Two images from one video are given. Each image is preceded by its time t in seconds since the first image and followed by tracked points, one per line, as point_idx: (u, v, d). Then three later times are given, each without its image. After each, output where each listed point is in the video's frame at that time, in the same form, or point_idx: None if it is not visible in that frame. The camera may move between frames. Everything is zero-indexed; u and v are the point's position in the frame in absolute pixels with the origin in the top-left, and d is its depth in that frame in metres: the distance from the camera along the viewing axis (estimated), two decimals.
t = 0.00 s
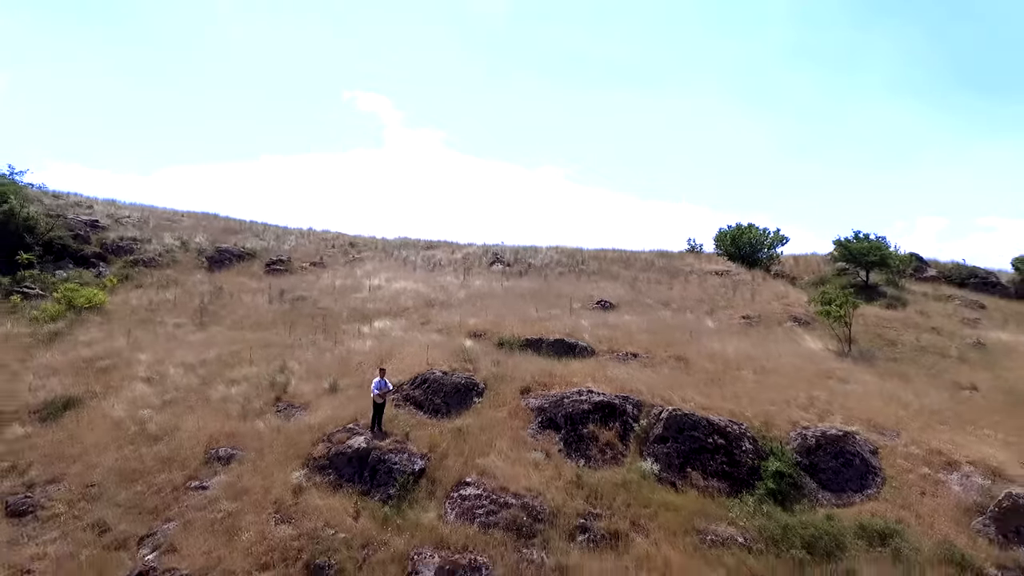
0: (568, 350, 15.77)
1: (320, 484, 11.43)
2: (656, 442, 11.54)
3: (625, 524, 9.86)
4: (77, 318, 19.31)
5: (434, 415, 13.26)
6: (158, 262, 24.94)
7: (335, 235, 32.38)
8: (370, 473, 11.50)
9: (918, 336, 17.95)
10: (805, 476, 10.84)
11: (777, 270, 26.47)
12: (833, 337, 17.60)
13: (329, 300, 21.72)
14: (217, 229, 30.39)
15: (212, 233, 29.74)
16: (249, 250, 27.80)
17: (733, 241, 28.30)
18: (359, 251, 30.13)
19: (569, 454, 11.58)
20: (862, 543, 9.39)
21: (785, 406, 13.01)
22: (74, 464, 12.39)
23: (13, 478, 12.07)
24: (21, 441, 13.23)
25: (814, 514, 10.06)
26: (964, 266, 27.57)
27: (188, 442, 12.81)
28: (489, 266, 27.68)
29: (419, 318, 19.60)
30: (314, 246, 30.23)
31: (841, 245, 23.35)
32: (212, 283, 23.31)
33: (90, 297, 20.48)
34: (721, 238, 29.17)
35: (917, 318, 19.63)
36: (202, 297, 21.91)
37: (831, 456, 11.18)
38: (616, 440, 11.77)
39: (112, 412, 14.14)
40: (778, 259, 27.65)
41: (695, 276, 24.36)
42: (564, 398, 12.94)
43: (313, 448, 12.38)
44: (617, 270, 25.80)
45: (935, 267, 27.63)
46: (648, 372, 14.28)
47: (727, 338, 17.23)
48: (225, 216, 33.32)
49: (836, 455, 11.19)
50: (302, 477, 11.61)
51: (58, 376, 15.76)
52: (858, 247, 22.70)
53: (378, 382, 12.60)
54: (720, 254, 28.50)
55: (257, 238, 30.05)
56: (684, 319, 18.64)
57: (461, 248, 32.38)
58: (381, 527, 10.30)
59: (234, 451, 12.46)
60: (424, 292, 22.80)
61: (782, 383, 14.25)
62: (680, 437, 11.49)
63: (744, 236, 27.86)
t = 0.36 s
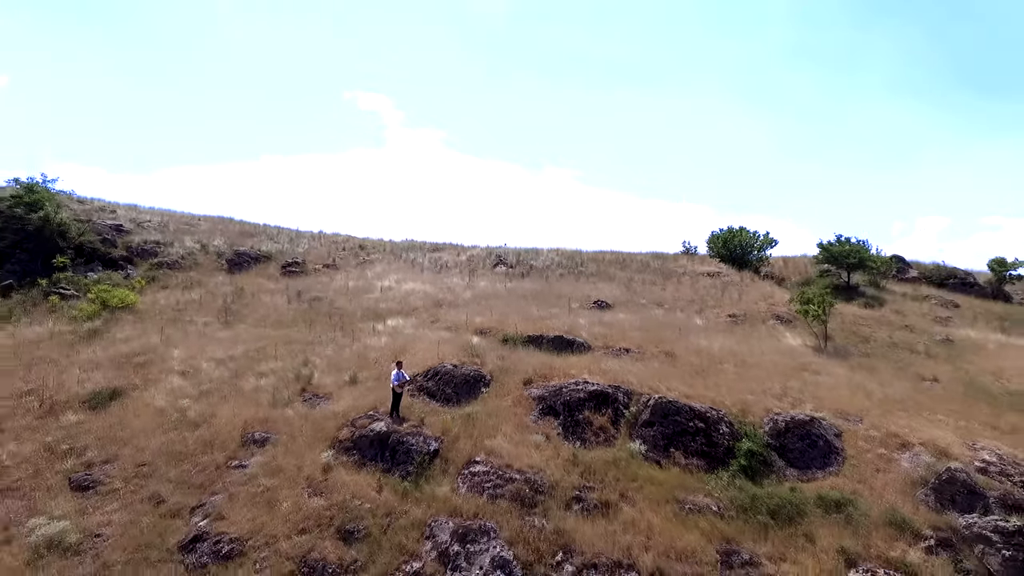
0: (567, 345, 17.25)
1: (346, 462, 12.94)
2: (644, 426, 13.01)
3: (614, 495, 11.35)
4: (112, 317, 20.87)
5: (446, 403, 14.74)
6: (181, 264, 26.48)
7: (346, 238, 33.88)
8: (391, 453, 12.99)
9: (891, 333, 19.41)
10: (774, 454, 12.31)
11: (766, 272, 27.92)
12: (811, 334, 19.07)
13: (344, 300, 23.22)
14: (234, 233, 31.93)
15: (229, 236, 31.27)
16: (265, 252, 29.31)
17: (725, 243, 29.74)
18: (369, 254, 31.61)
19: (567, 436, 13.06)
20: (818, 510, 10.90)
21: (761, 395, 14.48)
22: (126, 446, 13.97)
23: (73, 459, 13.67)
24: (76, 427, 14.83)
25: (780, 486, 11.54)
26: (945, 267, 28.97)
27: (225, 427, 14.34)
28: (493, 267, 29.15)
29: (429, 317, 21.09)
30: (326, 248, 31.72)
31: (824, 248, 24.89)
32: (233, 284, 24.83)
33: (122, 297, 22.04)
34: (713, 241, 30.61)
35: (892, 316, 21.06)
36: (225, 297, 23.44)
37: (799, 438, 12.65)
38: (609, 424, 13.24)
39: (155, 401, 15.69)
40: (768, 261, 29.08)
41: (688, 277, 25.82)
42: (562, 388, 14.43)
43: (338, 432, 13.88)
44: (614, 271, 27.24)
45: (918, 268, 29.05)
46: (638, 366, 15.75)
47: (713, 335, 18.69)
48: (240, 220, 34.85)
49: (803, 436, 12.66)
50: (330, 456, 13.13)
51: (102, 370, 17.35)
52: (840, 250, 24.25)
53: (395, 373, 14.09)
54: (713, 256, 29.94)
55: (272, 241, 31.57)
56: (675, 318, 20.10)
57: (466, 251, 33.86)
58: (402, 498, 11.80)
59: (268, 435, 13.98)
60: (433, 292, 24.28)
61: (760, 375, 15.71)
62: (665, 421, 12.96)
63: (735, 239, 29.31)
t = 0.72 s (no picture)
0: (564, 341, 18.80)
1: (366, 445, 14.52)
2: (632, 413, 14.57)
3: (604, 472, 12.91)
4: (141, 316, 22.47)
5: (454, 393, 16.30)
6: (201, 266, 28.08)
7: (354, 241, 35.44)
8: (406, 437, 14.54)
9: (864, 330, 20.97)
10: (746, 437, 13.88)
11: (754, 273, 29.46)
12: (790, 331, 20.65)
13: (356, 300, 24.79)
14: (248, 236, 33.52)
15: (244, 239, 32.87)
16: (279, 255, 30.89)
17: (715, 247, 31.20)
18: (377, 256, 33.17)
19: (563, 422, 14.61)
20: (782, 484, 12.45)
21: (739, 386, 16.03)
22: (166, 432, 15.57)
23: (121, 443, 15.29)
24: (120, 415, 16.44)
25: (750, 464, 13.10)
26: (925, 269, 30.51)
27: (255, 414, 15.93)
28: (495, 269, 30.71)
29: (436, 316, 22.66)
30: (336, 251, 33.28)
31: (807, 252, 26.64)
32: (251, 285, 26.41)
33: (149, 298, 23.60)
34: (704, 244, 32.09)
35: (868, 315, 22.59)
36: (244, 297, 25.03)
37: (769, 423, 14.21)
38: (600, 412, 14.80)
39: (189, 392, 17.29)
40: (756, 263, 30.58)
41: (679, 278, 27.36)
42: (559, 380, 15.99)
43: (357, 419, 15.45)
44: (610, 273, 28.79)
45: (899, 269, 30.59)
46: (628, 360, 17.31)
47: (700, 332, 20.24)
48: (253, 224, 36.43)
49: (773, 422, 14.23)
50: (351, 440, 14.71)
51: (138, 365, 18.97)
52: (821, 253, 26.02)
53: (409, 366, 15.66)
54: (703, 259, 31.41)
55: (285, 244, 33.14)
56: (665, 316, 21.64)
57: (469, 253, 35.41)
58: (417, 476, 13.37)
59: (294, 422, 15.56)
60: (439, 293, 25.83)
61: (740, 369, 17.26)
62: (650, 409, 14.52)
63: (725, 243, 30.76)
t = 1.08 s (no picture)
0: (560, 338, 20.44)
1: (381, 430, 16.16)
2: (620, 401, 16.20)
3: (594, 452, 14.54)
4: (168, 315, 24.15)
5: (460, 384, 17.93)
6: (219, 268, 29.73)
7: (362, 244, 37.06)
8: (417, 423, 16.18)
9: (840, 327, 22.58)
10: (722, 422, 15.50)
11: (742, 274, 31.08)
12: (770, 328, 22.29)
13: (366, 300, 26.42)
14: (261, 239, 35.15)
15: (258, 242, 34.50)
16: (291, 257, 32.52)
17: (706, 249, 32.87)
18: (384, 258, 34.79)
19: (558, 409, 16.24)
20: (751, 462, 14.07)
21: (718, 378, 17.66)
22: (199, 419, 17.24)
23: (159, 429, 16.96)
24: (156, 405, 18.12)
25: (724, 446, 14.71)
26: (905, 270, 32.09)
27: (280, 403, 17.58)
28: (497, 271, 32.31)
29: (441, 314, 24.29)
30: (345, 253, 34.91)
31: (789, 254, 28.30)
32: (267, 286, 28.06)
33: (174, 297, 25.22)
34: (696, 246, 33.75)
35: (845, 314, 24.19)
36: (261, 297, 26.68)
37: (743, 410, 15.83)
38: (592, 400, 16.43)
39: (217, 384, 18.95)
40: (744, 264, 32.24)
41: (671, 279, 28.97)
42: (555, 372, 17.62)
43: (372, 407, 17.08)
44: (605, 274, 30.39)
45: (880, 270, 32.18)
46: (619, 355, 18.95)
47: (686, 329, 21.86)
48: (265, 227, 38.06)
49: (746, 409, 15.85)
50: (368, 425, 16.34)
51: (168, 359, 20.64)
52: (802, 256, 27.67)
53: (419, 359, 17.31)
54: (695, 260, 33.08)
55: (296, 246, 34.76)
56: (655, 315, 23.26)
57: (472, 255, 37.01)
58: (427, 456, 15.00)
59: (315, 409, 17.20)
60: (444, 293, 27.47)
61: (721, 362, 18.89)
62: (637, 397, 16.15)
63: (714, 246, 32.44)
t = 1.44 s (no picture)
0: (554, 335, 22.11)
1: (391, 418, 17.84)
2: (608, 391, 17.90)
3: (583, 437, 16.22)
4: (189, 315, 25.84)
5: (462, 377, 19.61)
6: (234, 270, 31.41)
7: (367, 247, 38.72)
8: (424, 412, 17.85)
9: (816, 326, 24.25)
10: (699, 410, 17.17)
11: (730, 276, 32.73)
12: (750, 326, 23.96)
13: (373, 301, 28.09)
14: (272, 242, 36.82)
15: (269, 245, 36.18)
16: (301, 259, 34.18)
17: (695, 252, 34.55)
18: (389, 260, 36.44)
19: (551, 399, 17.91)
20: (724, 445, 15.74)
21: (698, 371, 19.33)
22: (225, 408, 18.92)
23: (188, 418, 18.64)
24: (184, 396, 19.80)
25: (700, 431, 16.39)
26: (885, 271, 33.73)
27: (298, 395, 19.26)
28: (496, 272, 33.97)
29: (444, 314, 25.96)
30: (352, 255, 36.57)
31: (772, 257, 29.98)
32: (279, 288, 29.74)
33: (194, 298, 26.91)
34: (686, 249, 35.42)
35: (822, 313, 25.85)
36: (274, 298, 28.36)
37: (720, 400, 17.51)
38: (583, 391, 18.11)
39: (239, 377, 20.64)
40: (732, 266, 33.90)
41: (661, 280, 30.62)
42: (549, 366, 19.31)
43: (383, 398, 18.77)
44: (599, 276, 32.04)
45: (861, 271, 33.83)
46: (608, 351, 20.62)
47: (672, 328, 23.52)
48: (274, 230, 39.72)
49: (722, 399, 17.52)
50: (379, 414, 18.02)
51: (192, 356, 22.33)
52: (784, 259, 29.37)
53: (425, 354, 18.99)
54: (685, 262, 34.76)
55: (305, 249, 36.43)
56: (643, 314, 24.92)
57: (472, 257, 38.68)
58: (434, 441, 16.68)
59: (331, 400, 18.88)
60: (446, 294, 29.13)
61: (703, 358, 20.56)
62: (623, 388, 17.84)
63: (704, 248, 34.13)
